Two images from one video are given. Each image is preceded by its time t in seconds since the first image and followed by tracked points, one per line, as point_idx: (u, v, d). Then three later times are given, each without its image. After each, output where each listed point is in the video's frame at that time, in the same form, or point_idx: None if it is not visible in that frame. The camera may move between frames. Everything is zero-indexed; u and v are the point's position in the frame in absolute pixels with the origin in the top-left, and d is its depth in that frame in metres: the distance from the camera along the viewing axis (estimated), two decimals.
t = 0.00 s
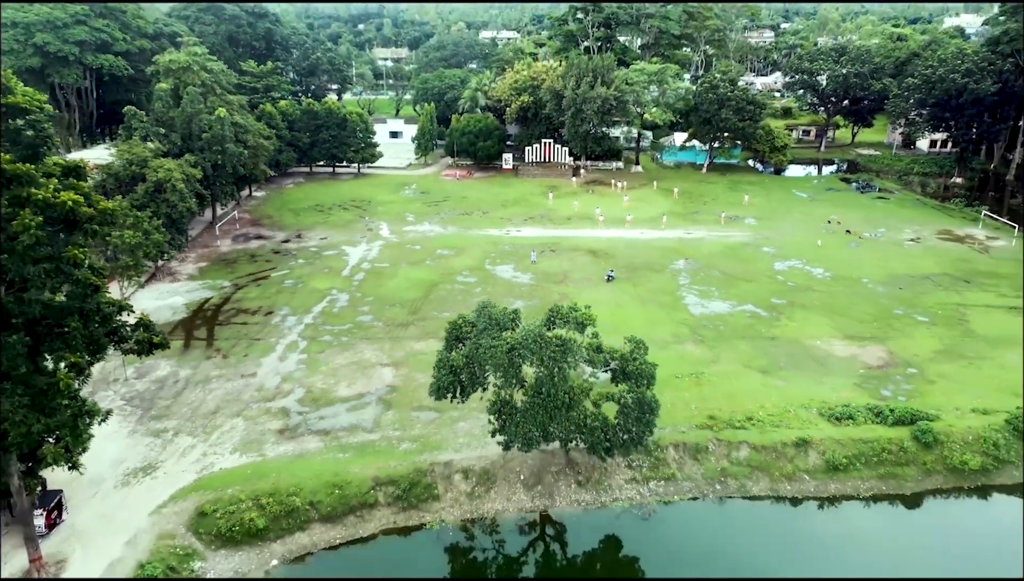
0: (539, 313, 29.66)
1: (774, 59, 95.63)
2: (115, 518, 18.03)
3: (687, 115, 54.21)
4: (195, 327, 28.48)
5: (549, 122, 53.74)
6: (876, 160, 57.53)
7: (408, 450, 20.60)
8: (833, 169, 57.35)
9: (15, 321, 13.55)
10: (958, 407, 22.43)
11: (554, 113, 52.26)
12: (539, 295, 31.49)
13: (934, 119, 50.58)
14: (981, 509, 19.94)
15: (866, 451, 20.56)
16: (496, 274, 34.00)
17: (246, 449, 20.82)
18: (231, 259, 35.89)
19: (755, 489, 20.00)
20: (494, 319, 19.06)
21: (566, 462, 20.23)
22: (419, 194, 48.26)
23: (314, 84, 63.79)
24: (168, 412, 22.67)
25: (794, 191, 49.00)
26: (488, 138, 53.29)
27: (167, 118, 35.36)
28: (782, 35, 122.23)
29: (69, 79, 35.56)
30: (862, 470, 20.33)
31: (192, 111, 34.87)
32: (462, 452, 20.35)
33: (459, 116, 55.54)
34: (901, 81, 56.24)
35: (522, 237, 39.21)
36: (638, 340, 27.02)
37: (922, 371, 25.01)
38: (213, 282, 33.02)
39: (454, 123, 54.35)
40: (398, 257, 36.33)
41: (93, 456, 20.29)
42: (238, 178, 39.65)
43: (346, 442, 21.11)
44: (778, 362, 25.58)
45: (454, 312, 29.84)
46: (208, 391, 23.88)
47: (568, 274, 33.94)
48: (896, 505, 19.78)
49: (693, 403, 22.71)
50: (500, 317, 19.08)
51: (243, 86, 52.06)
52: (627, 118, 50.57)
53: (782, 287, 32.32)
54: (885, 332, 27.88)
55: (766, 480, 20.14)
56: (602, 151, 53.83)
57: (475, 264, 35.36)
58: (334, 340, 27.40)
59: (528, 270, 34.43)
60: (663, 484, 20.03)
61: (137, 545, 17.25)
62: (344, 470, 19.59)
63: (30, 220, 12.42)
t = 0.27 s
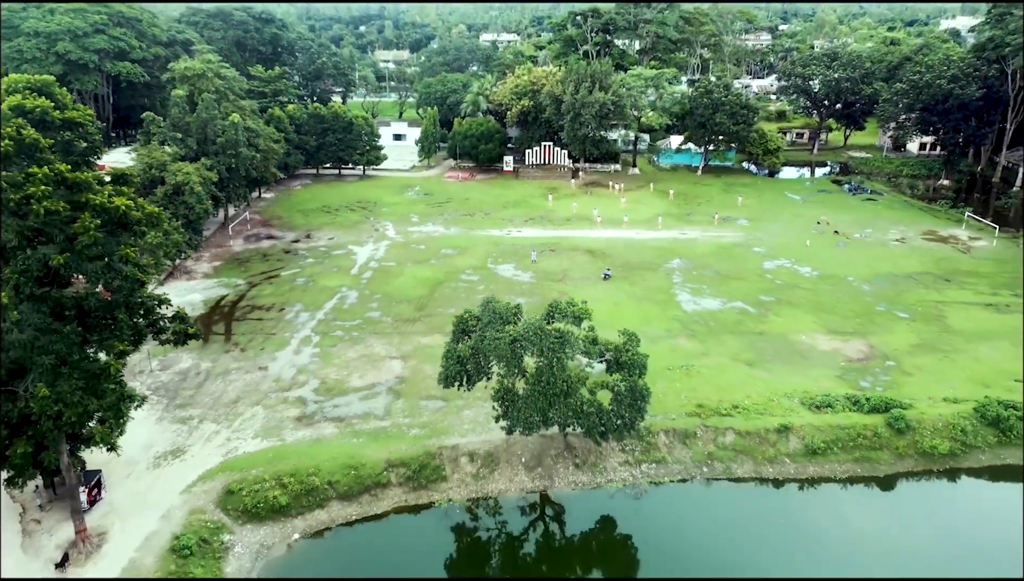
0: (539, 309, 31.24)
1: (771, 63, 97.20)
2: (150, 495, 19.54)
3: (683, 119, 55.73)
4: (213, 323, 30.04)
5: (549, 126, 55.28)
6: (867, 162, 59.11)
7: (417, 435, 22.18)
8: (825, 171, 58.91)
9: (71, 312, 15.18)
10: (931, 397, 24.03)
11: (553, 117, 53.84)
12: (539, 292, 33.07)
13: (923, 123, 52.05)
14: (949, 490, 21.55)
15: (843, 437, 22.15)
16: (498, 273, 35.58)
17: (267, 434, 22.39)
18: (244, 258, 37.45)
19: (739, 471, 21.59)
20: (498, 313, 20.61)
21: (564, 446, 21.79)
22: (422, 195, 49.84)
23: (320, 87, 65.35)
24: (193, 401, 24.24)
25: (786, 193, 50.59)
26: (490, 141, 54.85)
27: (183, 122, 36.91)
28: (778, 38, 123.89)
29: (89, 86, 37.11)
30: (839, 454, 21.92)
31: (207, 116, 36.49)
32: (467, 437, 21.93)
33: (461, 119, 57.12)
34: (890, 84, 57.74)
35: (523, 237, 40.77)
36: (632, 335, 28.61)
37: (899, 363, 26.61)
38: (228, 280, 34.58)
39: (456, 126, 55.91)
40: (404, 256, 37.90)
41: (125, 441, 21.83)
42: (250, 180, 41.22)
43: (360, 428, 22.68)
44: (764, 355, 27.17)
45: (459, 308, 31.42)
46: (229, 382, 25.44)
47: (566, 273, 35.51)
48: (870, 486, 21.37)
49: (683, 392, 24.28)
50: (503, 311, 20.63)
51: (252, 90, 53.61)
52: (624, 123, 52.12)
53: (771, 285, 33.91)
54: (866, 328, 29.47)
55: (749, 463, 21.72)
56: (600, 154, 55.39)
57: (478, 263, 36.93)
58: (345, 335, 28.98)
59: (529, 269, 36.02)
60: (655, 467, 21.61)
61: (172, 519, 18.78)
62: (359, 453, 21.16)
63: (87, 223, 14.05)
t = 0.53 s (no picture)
0: (538, 306, 32.80)
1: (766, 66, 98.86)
2: (179, 476, 21.08)
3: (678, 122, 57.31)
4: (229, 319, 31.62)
5: (548, 129, 56.85)
6: (858, 164, 60.71)
7: (426, 422, 23.75)
8: (817, 173, 60.48)
9: (114, 306, 16.76)
10: (907, 388, 25.62)
11: (552, 121, 55.41)
12: (539, 290, 34.66)
13: (912, 127, 53.67)
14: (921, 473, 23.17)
15: (823, 424, 23.73)
16: (500, 272, 37.14)
17: (285, 422, 23.96)
18: (256, 258, 39.02)
19: (725, 455, 23.19)
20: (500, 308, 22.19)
21: (562, 432, 23.38)
22: (426, 197, 51.42)
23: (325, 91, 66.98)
24: (214, 391, 25.81)
25: (779, 195, 52.13)
26: (491, 144, 56.43)
27: (197, 128, 38.27)
28: (775, 41, 125.62)
29: (108, 92, 38.69)
30: (819, 440, 23.50)
31: (221, 121, 38.13)
32: (471, 424, 23.51)
33: (463, 123, 58.71)
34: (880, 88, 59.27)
35: (523, 238, 42.32)
36: (627, 330, 30.20)
37: (879, 357, 28.21)
38: (241, 279, 36.14)
39: (458, 130, 57.49)
40: (409, 256, 39.47)
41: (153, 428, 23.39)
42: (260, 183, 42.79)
43: (371, 416, 24.25)
44: (751, 349, 28.76)
45: (463, 305, 33.00)
46: (247, 374, 27.01)
47: (565, 272, 37.07)
48: (848, 470, 22.95)
49: (674, 383, 25.86)
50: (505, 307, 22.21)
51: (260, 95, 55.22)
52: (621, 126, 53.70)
53: (760, 283, 35.52)
54: (849, 324, 31.07)
55: (735, 448, 23.31)
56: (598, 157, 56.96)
57: (480, 262, 38.49)
58: (355, 330, 30.56)
59: (529, 268, 37.58)
60: (647, 452, 23.20)
61: (201, 496, 20.33)
62: (371, 438, 22.74)
63: (136, 226, 15.76)
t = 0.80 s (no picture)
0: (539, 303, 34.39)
1: (763, 69, 100.51)
2: (204, 461, 22.66)
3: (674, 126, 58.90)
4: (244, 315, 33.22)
5: (548, 133, 58.44)
6: (850, 167, 62.31)
7: (433, 411, 25.34)
8: (810, 175, 62.10)
9: (151, 301, 18.27)
10: (885, 380, 27.22)
11: (552, 125, 57.03)
12: (539, 288, 36.27)
13: (901, 131, 55.29)
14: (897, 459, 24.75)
15: (806, 413, 25.33)
16: (502, 271, 38.73)
17: (301, 411, 25.55)
18: (267, 257, 40.62)
19: (714, 442, 24.78)
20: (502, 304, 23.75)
21: (560, 420, 24.96)
22: (429, 198, 53.00)
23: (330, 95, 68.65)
24: (233, 383, 27.39)
25: (772, 197, 53.72)
26: (492, 147, 58.11)
27: (211, 132, 39.79)
28: (772, 44, 127.29)
29: (126, 99, 40.28)
30: (802, 428, 25.09)
31: (234, 127, 39.75)
32: (476, 413, 25.10)
33: (465, 126, 60.35)
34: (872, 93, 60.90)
35: (524, 238, 43.90)
36: (623, 325, 31.79)
37: (861, 351, 29.81)
38: (254, 277, 37.73)
39: (461, 133, 59.11)
40: (415, 256, 41.06)
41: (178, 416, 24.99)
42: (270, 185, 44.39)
43: (382, 406, 25.85)
44: (740, 344, 30.35)
45: (467, 302, 34.60)
46: (264, 367, 28.61)
47: (565, 271, 38.65)
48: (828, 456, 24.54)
49: (667, 376, 27.45)
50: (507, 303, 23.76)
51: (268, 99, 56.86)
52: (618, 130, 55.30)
53: (751, 282, 37.11)
54: (834, 320, 32.68)
55: (723, 436, 24.90)
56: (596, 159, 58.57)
57: (482, 262, 40.08)
58: (365, 326, 32.16)
59: (530, 267, 39.17)
60: (640, 439, 24.79)
61: (226, 478, 21.91)
62: (383, 426, 24.33)
63: (173, 228, 17.38)
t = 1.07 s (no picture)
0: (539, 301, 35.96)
1: (761, 72, 102.07)
2: (226, 447, 24.26)
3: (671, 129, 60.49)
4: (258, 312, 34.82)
5: (547, 136, 60.03)
6: (843, 169, 63.88)
7: (440, 401, 26.93)
8: (803, 177, 63.68)
9: (182, 297, 19.83)
10: (866, 373, 28.81)
11: (551, 128, 58.62)
12: (539, 286, 37.85)
13: (891, 134, 56.91)
14: (876, 447, 26.32)
15: (790, 403, 26.91)
16: (503, 270, 40.31)
17: (315, 401, 27.15)
18: (277, 257, 42.21)
19: (703, 431, 26.37)
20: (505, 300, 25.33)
21: (559, 410, 26.53)
22: (433, 200, 54.58)
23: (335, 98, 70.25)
24: (250, 375, 28.99)
25: (765, 198, 55.30)
26: (494, 149, 59.78)
27: (223, 136, 41.49)
28: (769, 47, 128.81)
29: (141, 104, 41.96)
30: (787, 417, 26.68)
31: (246, 131, 41.43)
32: (480, 403, 26.68)
33: (467, 129, 61.96)
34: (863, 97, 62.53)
35: (525, 239, 45.47)
36: (619, 322, 33.36)
37: (845, 346, 31.40)
38: (265, 276, 39.33)
39: (463, 136, 60.71)
40: (420, 255, 42.63)
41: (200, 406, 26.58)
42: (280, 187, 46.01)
43: (391, 396, 27.43)
44: (730, 339, 31.94)
45: (470, 300, 36.17)
46: (278, 360, 30.22)
47: (564, 270, 40.23)
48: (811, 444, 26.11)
49: (660, 369, 29.04)
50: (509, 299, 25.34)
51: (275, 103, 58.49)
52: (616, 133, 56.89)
53: (743, 281, 38.71)
54: (821, 317, 34.26)
55: (712, 425, 26.48)
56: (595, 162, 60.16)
57: (485, 261, 41.64)
58: (373, 322, 33.75)
59: (530, 266, 40.75)
60: (634, 428, 26.38)
61: (247, 462, 23.51)
62: (392, 415, 25.93)
63: (205, 230, 19.03)
